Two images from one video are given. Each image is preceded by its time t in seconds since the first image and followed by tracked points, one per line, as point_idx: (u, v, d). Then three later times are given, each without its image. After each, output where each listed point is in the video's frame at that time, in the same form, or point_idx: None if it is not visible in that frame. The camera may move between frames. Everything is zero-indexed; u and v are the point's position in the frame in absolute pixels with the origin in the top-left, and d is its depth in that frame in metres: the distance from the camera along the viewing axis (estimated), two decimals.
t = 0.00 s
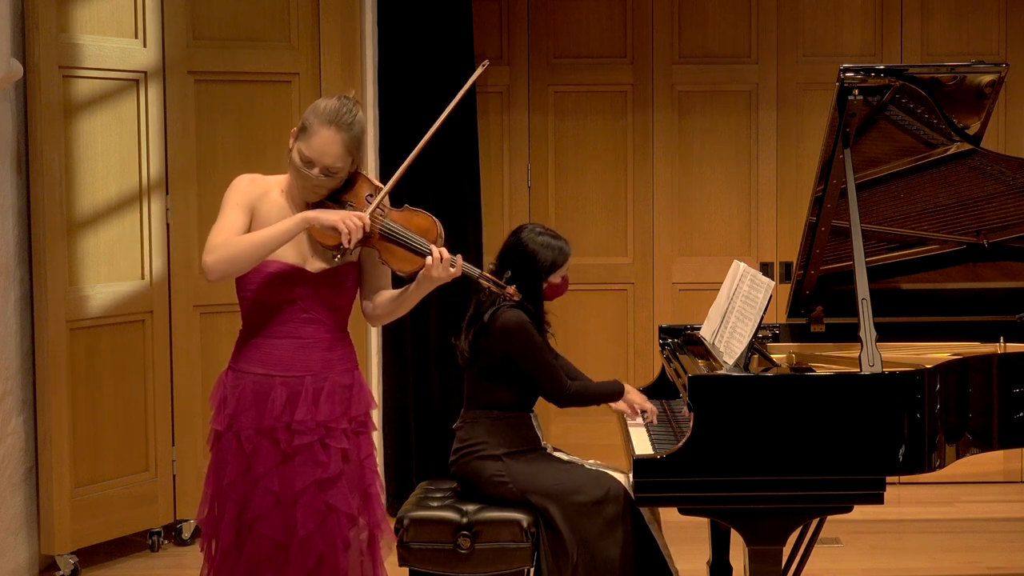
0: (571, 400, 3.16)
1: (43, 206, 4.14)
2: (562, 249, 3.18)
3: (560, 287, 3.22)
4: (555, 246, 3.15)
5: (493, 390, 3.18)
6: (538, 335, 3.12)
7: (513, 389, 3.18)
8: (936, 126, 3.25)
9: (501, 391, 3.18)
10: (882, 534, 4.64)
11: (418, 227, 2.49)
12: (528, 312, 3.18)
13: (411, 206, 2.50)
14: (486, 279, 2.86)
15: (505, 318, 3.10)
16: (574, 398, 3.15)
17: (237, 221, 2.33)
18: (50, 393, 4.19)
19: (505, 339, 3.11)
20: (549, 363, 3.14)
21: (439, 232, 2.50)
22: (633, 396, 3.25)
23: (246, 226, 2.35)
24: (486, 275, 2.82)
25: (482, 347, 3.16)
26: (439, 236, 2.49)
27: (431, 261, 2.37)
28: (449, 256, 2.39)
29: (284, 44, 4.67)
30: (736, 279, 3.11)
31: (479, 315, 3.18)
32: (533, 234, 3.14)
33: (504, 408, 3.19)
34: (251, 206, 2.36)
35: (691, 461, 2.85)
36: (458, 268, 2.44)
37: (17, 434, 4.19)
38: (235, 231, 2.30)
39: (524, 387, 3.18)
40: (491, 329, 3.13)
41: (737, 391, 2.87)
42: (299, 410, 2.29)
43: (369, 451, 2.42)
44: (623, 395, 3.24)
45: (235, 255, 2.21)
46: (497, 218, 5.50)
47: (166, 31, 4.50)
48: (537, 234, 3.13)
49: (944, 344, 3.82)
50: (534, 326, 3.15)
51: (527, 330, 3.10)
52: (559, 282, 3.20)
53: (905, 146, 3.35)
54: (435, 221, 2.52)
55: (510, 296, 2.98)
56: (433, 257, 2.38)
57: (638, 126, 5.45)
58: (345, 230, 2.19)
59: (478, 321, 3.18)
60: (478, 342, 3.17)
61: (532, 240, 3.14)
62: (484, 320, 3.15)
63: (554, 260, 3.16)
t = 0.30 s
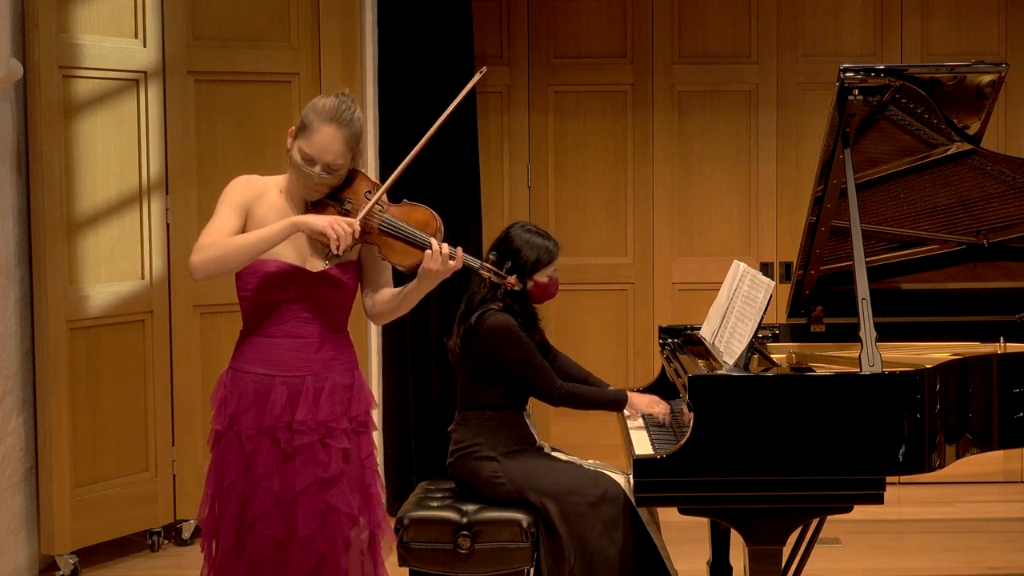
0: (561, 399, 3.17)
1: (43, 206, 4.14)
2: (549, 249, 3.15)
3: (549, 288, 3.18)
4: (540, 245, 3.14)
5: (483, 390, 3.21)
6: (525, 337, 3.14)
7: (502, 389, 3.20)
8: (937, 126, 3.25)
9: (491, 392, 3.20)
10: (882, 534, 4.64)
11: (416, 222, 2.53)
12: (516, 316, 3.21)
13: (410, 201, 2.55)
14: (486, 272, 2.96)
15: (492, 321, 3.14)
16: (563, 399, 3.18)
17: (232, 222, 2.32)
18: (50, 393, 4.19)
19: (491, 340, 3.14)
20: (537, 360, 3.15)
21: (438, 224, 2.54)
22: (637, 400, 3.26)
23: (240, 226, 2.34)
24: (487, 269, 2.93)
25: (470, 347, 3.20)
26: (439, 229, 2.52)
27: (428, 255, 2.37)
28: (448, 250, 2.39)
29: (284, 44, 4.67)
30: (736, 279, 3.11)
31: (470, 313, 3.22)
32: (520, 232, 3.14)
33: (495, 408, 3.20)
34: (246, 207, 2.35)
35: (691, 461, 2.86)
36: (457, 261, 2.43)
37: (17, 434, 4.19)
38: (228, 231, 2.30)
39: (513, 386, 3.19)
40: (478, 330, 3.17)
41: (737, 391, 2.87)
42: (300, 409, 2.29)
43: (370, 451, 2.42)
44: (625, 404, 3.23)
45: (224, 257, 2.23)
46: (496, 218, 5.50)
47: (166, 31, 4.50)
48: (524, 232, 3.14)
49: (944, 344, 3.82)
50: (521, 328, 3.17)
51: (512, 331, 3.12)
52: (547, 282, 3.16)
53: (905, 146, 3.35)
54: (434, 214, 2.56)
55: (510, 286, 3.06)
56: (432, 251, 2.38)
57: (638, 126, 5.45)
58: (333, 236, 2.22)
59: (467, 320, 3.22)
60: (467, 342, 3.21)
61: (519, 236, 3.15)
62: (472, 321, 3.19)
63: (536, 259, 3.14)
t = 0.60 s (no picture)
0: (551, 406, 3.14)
1: (42, 206, 4.14)
2: (539, 244, 3.14)
3: (544, 283, 3.15)
4: (534, 239, 3.14)
5: (477, 391, 3.22)
6: (518, 338, 3.15)
7: (496, 388, 3.21)
8: (937, 126, 3.25)
9: (484, 391, 3.22)
10: (882, 534, 4.64)
11: (415, 219, 2.54)
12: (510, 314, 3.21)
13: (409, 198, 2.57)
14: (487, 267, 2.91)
15: (484, 321, 3.15)
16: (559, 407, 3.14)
17: (226, 223, 2.31)
18: (50, 393, 4.19)
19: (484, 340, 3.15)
20: (526, 362, 3.15)
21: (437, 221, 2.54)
22: (624, 420, 3.10)
23: (235, 227, 2.33)
24: (487, 262, 2.88)
25: (464, 346, 3.21)
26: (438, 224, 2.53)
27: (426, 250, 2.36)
28: (445, 243, 2.37)
29: (284, 44, 4.67)
30: (736, 279, 3.11)
31: (465, 311, 3.24)
32: (509, 230, 3.15)
33: (489, 408, 3.21)
34: (241, 209, 2.34)
35: (691, 461, 2.85)
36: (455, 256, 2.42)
37: (17, 434, 4.19)
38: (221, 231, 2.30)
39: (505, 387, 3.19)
40: (471, 330, 3.18)
41: (737, 391, 2.87)
42: (300, 409, 2.29)
43: (370, 451, 2.43)
44: (614, 421, 3.12)
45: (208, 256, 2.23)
46: (496, 218, 5.50)
47: (166, 31, 4.50)
48: (515, 228, 3.15)
49: (944, 344, 3.82)
50: (514, 327, 3.18)
51: (503, 332, 3.13)
52: (541, 275, 3.14)
53: (905, 146, 3.35)
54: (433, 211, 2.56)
55: (510, 282, 2.99)
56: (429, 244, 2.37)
57: (638, 126, 5.45)
58: (322, 244, 2.20)
59: (461, 319, 3.23)
60: (462, 341, 3.22)
61: (508, 233, 3.15)
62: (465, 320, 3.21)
63: (526, 254, 3.12)
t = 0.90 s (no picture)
0: (542, 410, 3.16)
1: (42, 205, 4.14)
2: (540, 244, 3.16)
3: (546, 280, 3.20)
4: (536, 237, 3.15)
5: (475, 391, 3.23)
6: (518, 339, 3.15)
7: (494, 389, 3.21)
8: (936, 126, 3.25)
9: (483, 391, 3.22)
10: (882, 534, 4.64)
11: (415, 216, 2.57)
12: (511, 311, 3.19)
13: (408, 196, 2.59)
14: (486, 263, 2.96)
15: (485, 319, 3.14)
16: (548, 412, 3.16)
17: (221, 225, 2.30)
18: (50, 393, 4.18)
19: (483, 338, 3.15)
20: (526, 365, 3.16)
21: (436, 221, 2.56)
22: (617, 425, 3.08)
23: (231, 227, 2.32)
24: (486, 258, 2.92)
25: (465, 345, 3.21)
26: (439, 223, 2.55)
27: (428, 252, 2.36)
28: (448, 244, 2.37)
29: (284, 44, 4.67)
30: (736, 279, 3.12)
31: (466, 308, 3.23)
32: (511, 230, 3.16)
33: (487, 407, 3.21)
34: (239, 210, 2.32)
35: (691, 461, 2.85)
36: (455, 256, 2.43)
37: (17, 433, 4.19)
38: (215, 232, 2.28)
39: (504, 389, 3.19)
40: (472, 329, 3.18)
41: (737, 391, 2.87)
42: (301, 409, 2.29)
43: (370, 451, 2.44)
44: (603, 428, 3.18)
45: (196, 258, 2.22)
46: (496, 218, 5.50)
47: (166, 30, 4.50)
48: (515, 227, 3.15)
49: (944, 344, 3.82)
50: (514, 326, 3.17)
51: (503, 332, 3.13)
52: (544, 272, 3.19)
53: (906, 146, 3.35)
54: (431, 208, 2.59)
55: (511, 278, 3.06)
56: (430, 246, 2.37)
57: (638, 126, 5.45)
58: (311, 253, 2.18)
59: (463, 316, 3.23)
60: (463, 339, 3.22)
61: (509, 233, 3.16)
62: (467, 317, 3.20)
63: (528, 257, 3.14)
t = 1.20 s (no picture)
0: (542, 414, 3.18)
1: (42, 205, 4.14)
2: (549, 247, 3.16)
3: (555, 281, 3.21)
4: (545, 238, 3.15)
5: (478, 388, 3.22)
6: (525, 340, 3.15)
7: (497, 387, 3.20)
8: (937, 126, 3.25)
9: (486, 389, 3.21)
10: (881, 534, 4.64)
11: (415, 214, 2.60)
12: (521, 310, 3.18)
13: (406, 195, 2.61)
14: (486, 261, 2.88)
15: (495, 317, 3.13)
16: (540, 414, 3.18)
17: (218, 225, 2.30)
18: (50, 393, 4.18)
19: (490, 335, 3.13)
20: (529, 371, 3.16)
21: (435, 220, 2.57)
22: (613, 426, 3.11)
23: (227, 227, 2.31)
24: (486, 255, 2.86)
25: (472, 342, 3.19)
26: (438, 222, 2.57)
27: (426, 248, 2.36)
28: (446, 240, 2.37)
29: (284, 44, 4.67)
30: (736, 279, 3.11)
31: (475, 306, 3.22)
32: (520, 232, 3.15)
33: (488, 405, 3.21)
34: (237, 211, 2.32)
35: (691, 461, 2.85)
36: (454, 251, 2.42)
37: (17, 433, 4.19)
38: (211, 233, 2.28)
39: (507, 391, 3.18)
40: (480, 326, 3.17)
41: (737, 391, 2.87)
42: (300, 408, 2.30)
43: (369, 451, 2.44)
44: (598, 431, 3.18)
45: (187, 259, 2.21)
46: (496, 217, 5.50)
47: (167, 30, 4.50)
48: (524, 229, 3.15)
49: (944, 344, 3.82)
50: (522, 326, 3.17)
51: (512, 332, 3.12)
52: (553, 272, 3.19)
53: (906, 146, 3.35)
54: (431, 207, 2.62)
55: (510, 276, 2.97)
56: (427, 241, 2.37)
57: (638, 126, 5.45)
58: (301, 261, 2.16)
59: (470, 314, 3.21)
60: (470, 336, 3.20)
61: (519, 236, 3.15)
62: (476, 314, 3.19)
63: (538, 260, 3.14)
